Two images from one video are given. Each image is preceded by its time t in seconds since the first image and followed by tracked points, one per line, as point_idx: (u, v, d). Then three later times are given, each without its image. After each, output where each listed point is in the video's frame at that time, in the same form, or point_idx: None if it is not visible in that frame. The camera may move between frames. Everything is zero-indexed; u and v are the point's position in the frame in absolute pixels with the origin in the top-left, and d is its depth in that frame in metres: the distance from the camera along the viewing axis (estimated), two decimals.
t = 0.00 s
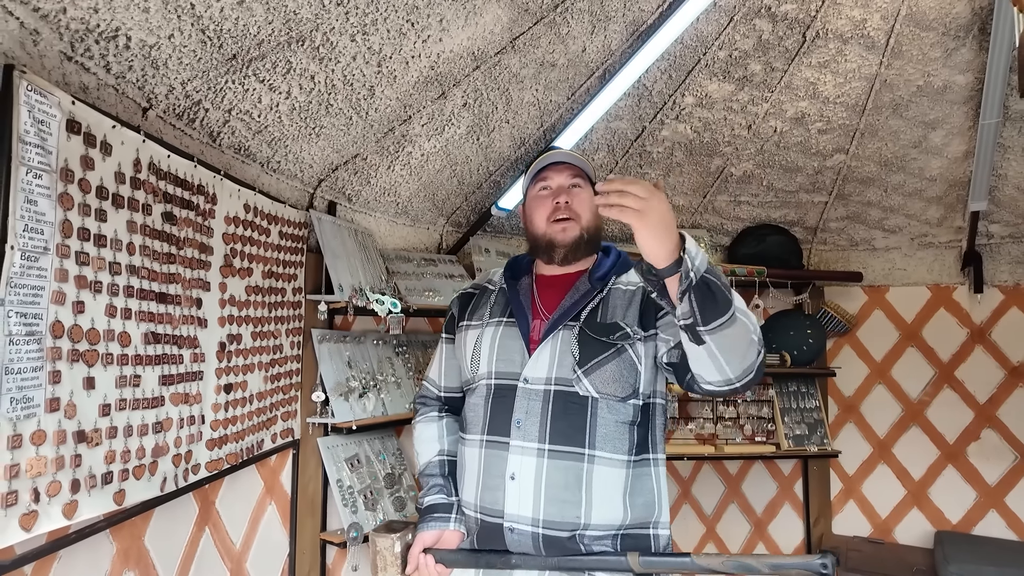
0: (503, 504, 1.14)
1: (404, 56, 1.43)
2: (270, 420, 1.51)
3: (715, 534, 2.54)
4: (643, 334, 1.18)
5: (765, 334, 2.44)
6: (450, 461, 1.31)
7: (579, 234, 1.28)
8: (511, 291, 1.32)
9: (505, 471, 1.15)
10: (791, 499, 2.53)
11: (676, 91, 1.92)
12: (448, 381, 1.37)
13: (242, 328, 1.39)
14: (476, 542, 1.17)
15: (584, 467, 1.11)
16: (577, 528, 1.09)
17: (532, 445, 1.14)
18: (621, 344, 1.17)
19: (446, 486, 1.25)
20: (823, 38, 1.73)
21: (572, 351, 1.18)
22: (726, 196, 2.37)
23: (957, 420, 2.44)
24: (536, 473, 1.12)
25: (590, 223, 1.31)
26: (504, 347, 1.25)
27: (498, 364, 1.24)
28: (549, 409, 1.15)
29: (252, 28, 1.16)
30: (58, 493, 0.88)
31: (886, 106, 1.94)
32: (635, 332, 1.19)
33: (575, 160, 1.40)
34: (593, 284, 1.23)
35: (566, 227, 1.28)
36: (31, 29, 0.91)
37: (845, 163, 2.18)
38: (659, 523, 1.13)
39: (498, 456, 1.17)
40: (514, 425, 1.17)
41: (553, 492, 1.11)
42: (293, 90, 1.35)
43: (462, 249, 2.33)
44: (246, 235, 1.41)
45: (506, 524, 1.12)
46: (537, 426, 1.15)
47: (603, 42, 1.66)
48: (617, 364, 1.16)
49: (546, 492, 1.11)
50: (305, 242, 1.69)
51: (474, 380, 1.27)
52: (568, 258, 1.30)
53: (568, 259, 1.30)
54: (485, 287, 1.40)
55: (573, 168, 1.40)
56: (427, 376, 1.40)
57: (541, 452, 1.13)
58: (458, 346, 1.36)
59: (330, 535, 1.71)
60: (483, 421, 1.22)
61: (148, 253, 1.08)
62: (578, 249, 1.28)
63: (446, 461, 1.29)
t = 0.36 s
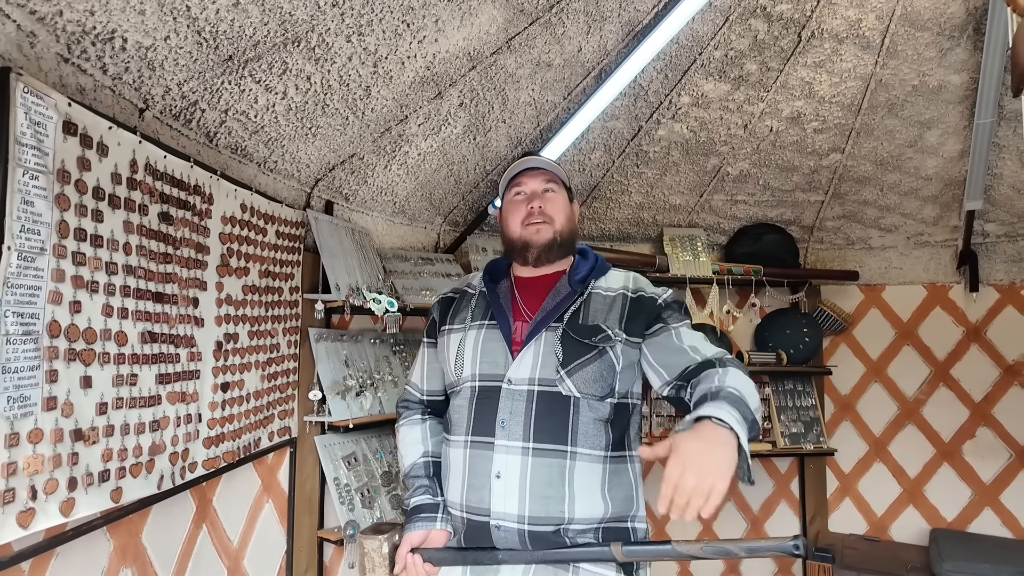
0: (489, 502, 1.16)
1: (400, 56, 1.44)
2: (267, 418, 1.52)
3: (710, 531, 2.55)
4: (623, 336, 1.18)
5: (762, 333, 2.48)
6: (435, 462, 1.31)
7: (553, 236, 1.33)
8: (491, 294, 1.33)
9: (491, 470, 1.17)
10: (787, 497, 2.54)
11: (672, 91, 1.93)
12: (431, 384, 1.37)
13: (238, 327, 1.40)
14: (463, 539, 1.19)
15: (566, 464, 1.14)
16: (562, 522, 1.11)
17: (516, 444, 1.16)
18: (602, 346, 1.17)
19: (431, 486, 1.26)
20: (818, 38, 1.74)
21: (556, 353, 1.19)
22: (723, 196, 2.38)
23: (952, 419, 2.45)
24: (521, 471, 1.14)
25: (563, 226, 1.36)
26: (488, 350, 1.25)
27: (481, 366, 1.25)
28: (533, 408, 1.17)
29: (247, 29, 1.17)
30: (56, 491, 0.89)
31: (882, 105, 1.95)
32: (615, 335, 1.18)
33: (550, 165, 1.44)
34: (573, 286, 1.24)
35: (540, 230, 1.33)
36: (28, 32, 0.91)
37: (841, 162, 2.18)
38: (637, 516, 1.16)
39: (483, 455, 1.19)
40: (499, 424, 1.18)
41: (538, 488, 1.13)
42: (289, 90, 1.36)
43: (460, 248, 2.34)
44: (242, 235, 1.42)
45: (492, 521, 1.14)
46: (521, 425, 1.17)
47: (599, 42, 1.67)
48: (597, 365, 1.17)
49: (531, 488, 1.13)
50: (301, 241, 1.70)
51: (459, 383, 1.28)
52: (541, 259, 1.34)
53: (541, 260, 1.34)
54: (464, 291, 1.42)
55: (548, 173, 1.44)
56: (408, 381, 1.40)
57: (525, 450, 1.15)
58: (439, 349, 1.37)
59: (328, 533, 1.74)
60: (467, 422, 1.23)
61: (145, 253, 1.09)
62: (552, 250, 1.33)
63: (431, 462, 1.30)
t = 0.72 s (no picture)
0: (492, 498, 1.16)
1: (397, 51, 1.43)
2: (263, 414, 1.52)
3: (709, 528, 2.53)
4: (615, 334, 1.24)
5: (761, 330, 2.47)
6: (426, 457, 1.30)
7: (543, 232, 1.33)
8: (483, 291, 1.33)
9: (492, 466, 1.18)
10: (787, 494, 2.54)
11: (670, 87, 1.92)
12: (419, 382, 1.36)
13: (235, 322, 1.40)
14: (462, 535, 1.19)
15: (566, 459, 1.16)
16: (563, 516, 1.14)
17: (517, 440, 1.17)
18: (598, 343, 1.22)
19: (425, 480, 1.24)
20: (817, 33, 1.74)
21: (553, 350, 1.21)
22: (721, 192, 2.37)
23: (951, 415, 2.45)
24: (523, 468, 1.15)
25: (553, 222, 1.36)
26: (483, 348, 1.25)
27: (478, 364, 1.24)
28: (533, 405, 1.19)
29: (242, 22, 1.17)
30: (49, 484, 0.88)
31: (880, 101, 1.94)
32: (609, 332, 1.24)
33: (537, 161, 1.44)
34: (566, 283, 1.28)
35: (530, 225, 1.32)
36: (20, 23, 0.91)
37: (840, 158, 2.18)
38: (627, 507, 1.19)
39: (484, 452, 1.19)
40: (499, 422, 1.19)
41: (540, 484, 1.15)
42: (285, 84, 1.35)
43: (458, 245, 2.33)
44: (238, 229, 1.41)
45: (495, 517, 1.15)
46: (522, 422, 1.18)
47: (597, 37, 1.67)
48: (594, 362, 1.21)
49: (533, 484, 1.15)
50: (298, 237, 1.69)
51: (455, 380, 1.27)
52: (533, 254, 1.33)
53: (533, 256, 1.33)
54: (453, 288, 1.40)
55: (535, 170, 1.43)
56: (394, 377, 1.38)
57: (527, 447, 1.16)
58: (431, 347, 1.35)
59: (324, 529, 1.74)
60: (465, 419, 1.23)
61: (139, 247, 1.09)
62: (542, 246, 1.33)
63: (423, 456, 1.28)
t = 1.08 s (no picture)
0: (511, 499, 1.17)
1: (396, 49, 1.43)
2: (263, 412, 1.52)
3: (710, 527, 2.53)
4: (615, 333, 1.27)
5: (761, 329, 2.47)
6: (426, 459, 1.28)
7: (536, 241, 1.33)
8: (481, 294, 1.33)
9: (510, 469, 1.18)
10: (787, 493, 2.54)
11: (670, 85, 1.92)
12: (415, 388, 1.35)
13: (234, 320, 1.40)
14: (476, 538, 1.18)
15: (579, 456, 1.19)
16: (578, 512, 1.17)
17: (534, 441, 1.18)
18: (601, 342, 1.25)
19: (428, 483, 1.23)
20: (817, 31, 1.74)
21: (561, 351, 1.23)
22: (721, 191, 2.37)
23: (950, 414, 2.45)
24: (540, 468, 1.17)
25: (544, 230, 1.35)
26: (490, 351, 1.25)
27: (487, 369, 1.24)
28: (547, 407, 1.20)
29: (242, 20, 1.17)
30: (48, 483, 0.88)
31: (881, 100, 1.94)
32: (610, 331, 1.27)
33: (524, 168, 1.42)
34: (564, 283, 1.29)
35: (522, 236, 1.32)
36: (17, 20, 0.90)
37: (840, 156, 2.18)
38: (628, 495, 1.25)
39: (500, 455, 1.20)
40: (515, 424, 1.20)
41: (556, 482, 1.17)
42: (284, 82, 1.35)
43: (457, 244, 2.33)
44: (238, 228, 1.41)
45: (513, 518, 1.17)
46: (538, 423, 1.19)
47: (597, 35, 1.67)
48: (598, 362, 1.24)
49: (550, 482, 1.17)
50: (298, 235, 1.69)
51: (461, 384, 1.26)
52: (530, 264, 1.34)
53: (530, 265, 1.35)
54: (448, 291, 1.40)
55: (524, 177, 1.42)
56: (386, 381, 1.36)
57: (544, 447, 1.18)
58: (431, 352, 1.34)
59: (324, 527, 1.74)
60: (478, 423, 1.22)
61: (138, 246, 1.08)
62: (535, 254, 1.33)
63: (423, 459, 1.27)
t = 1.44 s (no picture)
0: (510, 495, 1.18)
1: (398, 47, 1.43)
2: (265, 411, 1.52)
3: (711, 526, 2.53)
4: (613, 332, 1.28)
5: (761, 328, 2.47)
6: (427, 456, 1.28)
7: (533, 241, 1.33)
8: (481, 293, 1.33)
9: (510, 465, 1.19)
10: (787, 491, 2.53)
11: (672, 84, 1.92)
12: (415, 384, 1.35)
13: (236, 319, 1.40)
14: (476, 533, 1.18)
15: (578, 453, 1.19)
16: (577, 508, 1.17)
17: (534, 438, 1.19)
18: (600, 342, 1.25)
19: (430, 481, 1.22)
20: (818, 30, 1.74)
21: (560, 349, 1.24)
22: (722, 190, 2.37)
23: (951, 413, 2.45)
24: (540, 465, 1.18)
25: (543, 229, 1.35)
26: (490, 349, 1.26)
27: (487, 366, 1.24)
28: (547, 405, 1.20)
29: (244, 18, 1.17)
30: (52, 480, 0.88)
31: (882, 98, 1.94)
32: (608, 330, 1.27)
33: (528, 166, 1.42)
34: (564, 284, 1.29)
35: (520, 234, 1.32)
36: (21, 19, 0.90)
37: (841, 155, 2.18)
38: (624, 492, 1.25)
39: (500, 452, 1.20)
40: (514, 421, 1.20)
41: (556, 479, 1.17)
42: (286, 80, 1.35)
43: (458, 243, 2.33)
44: (239, 227, 1.41)
45: (513, 513, 1.17)
46: (537, 420, 1.20)
47: (598, 34, 1.67)
48: (596, 361, 1.25)
49: (550, 479, 1.17)
50: (300, 234, 1.69)
51: (460, 381, 1.26)
52: (523, 262, 1.34)
53: (524, 263, 1.34)
54: (448, 289, 1.40)
55: (527, 175, 1.42)
56: (386, 377, 1.36)
57: (543, 444, 1.18)
58: (431, 349, 1.34)
59: (326, 526, 1.73)
60: (478, 420, 1.22)
61: (141, 244, 1.09)
62: (532, 253, 1.33)
63: (425, 457, 1.26)
